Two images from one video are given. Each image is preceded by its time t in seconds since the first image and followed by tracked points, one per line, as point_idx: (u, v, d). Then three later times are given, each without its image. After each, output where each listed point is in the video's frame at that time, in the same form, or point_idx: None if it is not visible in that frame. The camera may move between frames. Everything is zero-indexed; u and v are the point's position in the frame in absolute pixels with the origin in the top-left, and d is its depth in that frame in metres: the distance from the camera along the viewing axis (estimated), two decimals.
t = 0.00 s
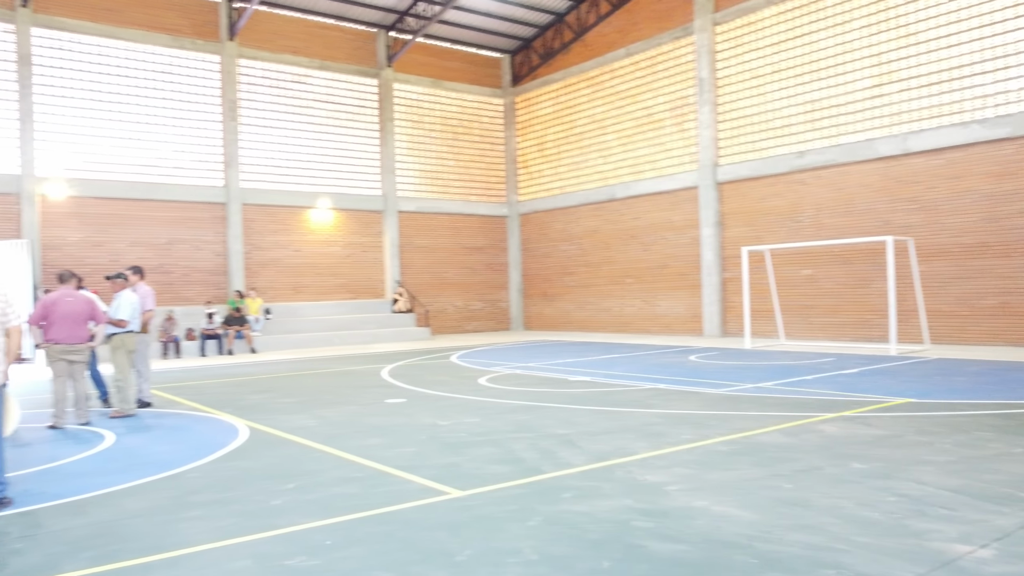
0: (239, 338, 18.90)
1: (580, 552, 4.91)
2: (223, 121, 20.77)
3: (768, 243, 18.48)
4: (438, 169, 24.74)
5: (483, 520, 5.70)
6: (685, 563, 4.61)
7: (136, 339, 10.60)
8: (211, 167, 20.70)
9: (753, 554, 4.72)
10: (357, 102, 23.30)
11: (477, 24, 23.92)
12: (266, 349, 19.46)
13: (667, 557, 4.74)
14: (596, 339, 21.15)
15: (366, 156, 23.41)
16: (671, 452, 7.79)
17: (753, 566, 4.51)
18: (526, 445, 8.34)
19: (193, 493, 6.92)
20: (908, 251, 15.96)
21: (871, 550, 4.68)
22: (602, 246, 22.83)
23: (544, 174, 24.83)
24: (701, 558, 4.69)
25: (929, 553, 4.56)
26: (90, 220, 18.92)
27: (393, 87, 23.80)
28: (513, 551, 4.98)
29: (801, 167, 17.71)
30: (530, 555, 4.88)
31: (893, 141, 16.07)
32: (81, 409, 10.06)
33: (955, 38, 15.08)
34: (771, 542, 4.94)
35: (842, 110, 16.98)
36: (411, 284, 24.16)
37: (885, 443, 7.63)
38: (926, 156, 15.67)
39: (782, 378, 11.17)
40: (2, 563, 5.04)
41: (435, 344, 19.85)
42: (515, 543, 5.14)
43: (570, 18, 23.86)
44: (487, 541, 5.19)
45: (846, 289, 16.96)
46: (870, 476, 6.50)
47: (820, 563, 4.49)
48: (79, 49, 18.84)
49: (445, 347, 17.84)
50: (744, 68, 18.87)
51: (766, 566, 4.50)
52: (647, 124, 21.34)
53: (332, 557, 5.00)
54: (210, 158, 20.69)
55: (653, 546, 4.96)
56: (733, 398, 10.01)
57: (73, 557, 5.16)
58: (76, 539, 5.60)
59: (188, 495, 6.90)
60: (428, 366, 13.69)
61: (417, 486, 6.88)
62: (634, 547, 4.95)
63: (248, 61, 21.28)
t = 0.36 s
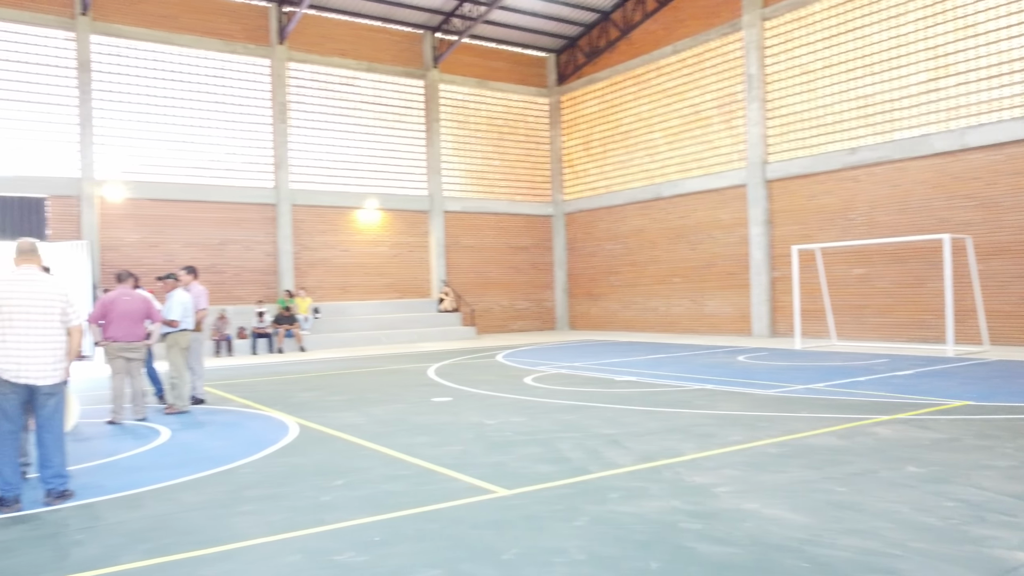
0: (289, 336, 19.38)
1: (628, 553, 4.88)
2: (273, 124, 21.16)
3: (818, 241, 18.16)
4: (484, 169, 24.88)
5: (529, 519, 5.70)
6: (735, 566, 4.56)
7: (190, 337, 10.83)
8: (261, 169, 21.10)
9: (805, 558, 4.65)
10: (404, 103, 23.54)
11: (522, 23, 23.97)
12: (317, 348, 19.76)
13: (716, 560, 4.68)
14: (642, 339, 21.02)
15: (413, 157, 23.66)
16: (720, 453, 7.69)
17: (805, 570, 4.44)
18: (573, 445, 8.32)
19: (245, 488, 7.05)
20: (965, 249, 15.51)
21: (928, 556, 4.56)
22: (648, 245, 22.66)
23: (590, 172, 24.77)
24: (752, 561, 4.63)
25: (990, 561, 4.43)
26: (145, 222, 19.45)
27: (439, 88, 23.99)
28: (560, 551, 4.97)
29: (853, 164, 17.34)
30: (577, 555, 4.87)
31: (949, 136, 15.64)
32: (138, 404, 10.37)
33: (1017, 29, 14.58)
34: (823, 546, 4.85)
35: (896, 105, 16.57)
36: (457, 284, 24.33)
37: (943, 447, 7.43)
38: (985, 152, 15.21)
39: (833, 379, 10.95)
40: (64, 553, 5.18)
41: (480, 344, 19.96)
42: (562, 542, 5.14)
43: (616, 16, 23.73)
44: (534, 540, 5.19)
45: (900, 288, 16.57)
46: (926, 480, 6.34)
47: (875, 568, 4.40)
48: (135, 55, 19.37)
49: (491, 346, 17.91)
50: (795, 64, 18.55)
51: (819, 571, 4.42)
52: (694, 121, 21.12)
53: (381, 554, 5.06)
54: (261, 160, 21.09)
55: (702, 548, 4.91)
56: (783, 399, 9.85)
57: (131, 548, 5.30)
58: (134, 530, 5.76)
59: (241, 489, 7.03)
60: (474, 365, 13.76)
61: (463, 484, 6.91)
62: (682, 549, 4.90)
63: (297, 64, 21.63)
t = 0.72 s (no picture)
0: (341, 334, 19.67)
1: (682, 555, 4.84)
2: (327, 125, 21.51)
3: (877, 239, 17.74)
4: (534, 168, 24.95)
5: (582, 519, 5.70)
6: (791, 570, 4.49)
7: (246, 335, 11.09)
8: (314, 170, 21.45)
9: (865, 563, 4.55)
10: (455, 104, 23.73)
11: (572, 21, 23.90)
12: (369, 347, 20.06)
13: (772, 563, 4.62)
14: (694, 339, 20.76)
15: (464, 157, 23.85)
16: (774, 455, 7.58)
17: None
18: (624, 445, 8.29)
19: (302, 483, 7.20)
20: None
21: (995, 564, 4.43)
22: (700, 244, 22.41)
23: (641, 171, 24.60)
24: (809, 566, 4.56)
25: None
26: (203, 223, 19.96)
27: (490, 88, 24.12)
28: (612, 551, 4.96)
29: (914, 160, 16.87)
30: (630, 555, 4.86)
31: (1016, 130, 15.09)
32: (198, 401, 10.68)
33: None
34: (884, 552, 4.75)
35: (959, 98, 16.05)
36: (507, 283, 24.44)
37: (1010, 452, 7.19)
38: None
39: (893, 381, 10.67)
40: (130, 544, 5.36)
41: (530, 343, 19.99)
42: (614, 543, 5.13)
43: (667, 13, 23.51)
44: (586, 540, 5.20)
45: (963, 288, 16.09)
46: (993, 486, 6.14)
47: None
48: (192, 60, 19.86)
49: (541, 346, 17.93)
50: (852, 58, 18.12)
51: None
52: (747, 118, 20.81)
53: (434, 550, 5.12)
54: (316, 161, 21.47)
55: (758, 551, 4.85)
56: (841, 401, 9.65)
57: (193, 540, 5.46)
58: (196, 521, 5.93)
59: (297, 484, 7.19)
60: (525, 364, 13.79)
61: (515, 483, 6.95)
62: (737, 552, 4.85)
63: (350, 66, 21.95)
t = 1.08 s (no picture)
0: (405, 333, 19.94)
1: (749, 558, 4.78)
2: (391, 127, 21.85)
3: (954, 236, 17.10)
4: (596, 167, 24.86)
5: (646, 519, 5.68)
6: None
7: (313, 332, 11.34)
8: (378, 171, 21.80)
9: (941, 572, 4.42)
10: (518, 104, 23.83)
11: (635, 19, 23.73)
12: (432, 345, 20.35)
13: (843, 568, 4.53)
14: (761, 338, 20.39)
15: (527, 157, 23.91)
16: (845, 458, 7.40)
17: None
18: (689, 446, 8.21)
19: (369, 478, 7.36)
20: None
21: None
22: (767, 242, 21.99)
23: (705, 168, 24.27)
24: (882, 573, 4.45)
25: None
26: (273, 224, 20.52)
27: (551, 87, 24.16)
28: (677, 552, 4.93)
29: (994, 153, 16.19)
30: (695, 557, 4.82)
31: None
32: (267, 396, 10.99)
33: None
34: (962, 560, 4.59)
35: None
36: (569, 282, 24.44)
37: None
38: None
39: (971, 384, 10.28)
40: (206, 534, 5.57)
41: (592, 343, 19.93)
42: (679, 544, 5.09)
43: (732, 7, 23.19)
44: (650, 541, 5.17)
45: None
46: None
47: None
48: (260, 64, 20.42)
49: (603, 345, 17.86)
50: (926, 49, 17.48)
51: None
52: (816, 112, 20.31)
53: (498, 547, 5.17)
54: (381, 162, 21.83)
55: (828, 556, 4.76)
56: (916, 404, 9.35)
57: (265, 531, 5.64)
58: (267, 513, 6.12)
59: (364, 479, 7.35)
60: (587, 363, 13.77)
61: (578, 482, 6.95)
62: (806, 556, 4.76)
63: (413, 68, 22.24)
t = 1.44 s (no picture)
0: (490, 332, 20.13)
1: (848, 567, 4.63)
2: (476, 127, 22.10)
3: None
4: (682, 163, 24.52)
5: (738, 523, 5.58)
6: None
7: (402, 331, 11.56)
8: (464, 171, 22.06)
9: None
10: (602, 101, 23.72)
11: (721, 11, 23.27)
12: (518, 343, 20.54)
13: None
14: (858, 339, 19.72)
15: (611, 154, 23.75)
16: (950, 466, 7.09)
17: None
18: (782, 449, 8.02)
19: (459, 474, 7.49)
20: None
21: None
22: (863, 239, 21.24)
23: (797, 163, 23.61)
24: None
25: None
26: (362, 224, 21.02)
27: (635, 84, 23.97)
28: (771, 558, 4.83)
29: None
30: (790, 564, 4.72)
31: None
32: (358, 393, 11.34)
33: None
34: None
35: None
36: (655, 281, 24.21)
37: None
38: None
39: None
40: (302, 524, 5.78)
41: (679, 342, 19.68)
42: (773, 550, 4.98)
43: None
44: (742, 546, 5.08)
45: None
46: None
47: None
48: (351, 69, 20.95)
49: (691, 345, 17.60)
50: None
51: None
52: (915, 103, 19.44)
53: (586, 546, 5.18)
54: (466, 162, 22.09)
55: (933, 568, 4.57)
56: None
57: (358, 522, 5.82)
58: (360, 505, 6.31)
59: (454, 475, 7.48)
60: (675, 363, 13.62)
61: (666, 483, 6.90)
62: (909, 567, 4.59)
63: (498, 68, 22.42)
